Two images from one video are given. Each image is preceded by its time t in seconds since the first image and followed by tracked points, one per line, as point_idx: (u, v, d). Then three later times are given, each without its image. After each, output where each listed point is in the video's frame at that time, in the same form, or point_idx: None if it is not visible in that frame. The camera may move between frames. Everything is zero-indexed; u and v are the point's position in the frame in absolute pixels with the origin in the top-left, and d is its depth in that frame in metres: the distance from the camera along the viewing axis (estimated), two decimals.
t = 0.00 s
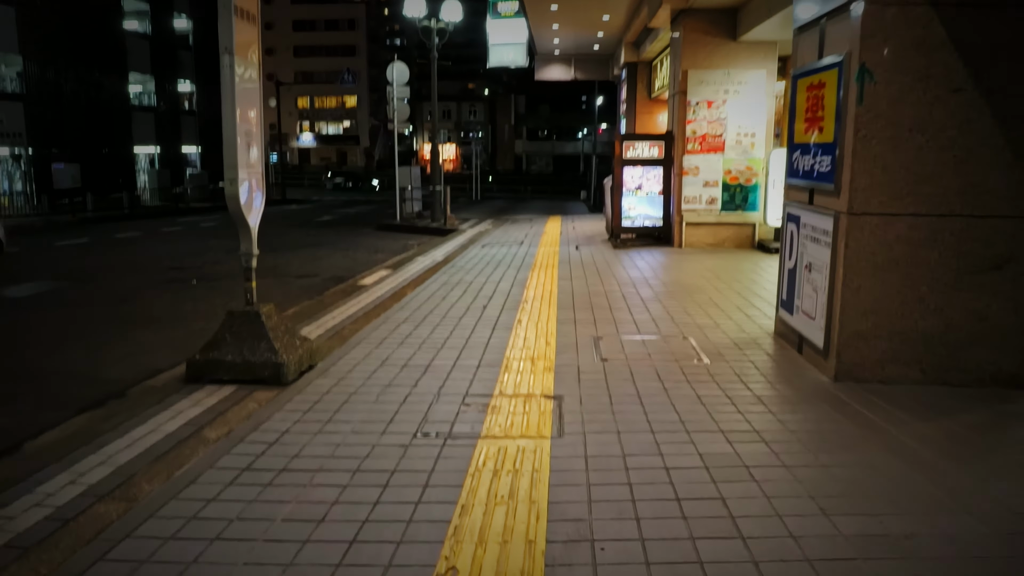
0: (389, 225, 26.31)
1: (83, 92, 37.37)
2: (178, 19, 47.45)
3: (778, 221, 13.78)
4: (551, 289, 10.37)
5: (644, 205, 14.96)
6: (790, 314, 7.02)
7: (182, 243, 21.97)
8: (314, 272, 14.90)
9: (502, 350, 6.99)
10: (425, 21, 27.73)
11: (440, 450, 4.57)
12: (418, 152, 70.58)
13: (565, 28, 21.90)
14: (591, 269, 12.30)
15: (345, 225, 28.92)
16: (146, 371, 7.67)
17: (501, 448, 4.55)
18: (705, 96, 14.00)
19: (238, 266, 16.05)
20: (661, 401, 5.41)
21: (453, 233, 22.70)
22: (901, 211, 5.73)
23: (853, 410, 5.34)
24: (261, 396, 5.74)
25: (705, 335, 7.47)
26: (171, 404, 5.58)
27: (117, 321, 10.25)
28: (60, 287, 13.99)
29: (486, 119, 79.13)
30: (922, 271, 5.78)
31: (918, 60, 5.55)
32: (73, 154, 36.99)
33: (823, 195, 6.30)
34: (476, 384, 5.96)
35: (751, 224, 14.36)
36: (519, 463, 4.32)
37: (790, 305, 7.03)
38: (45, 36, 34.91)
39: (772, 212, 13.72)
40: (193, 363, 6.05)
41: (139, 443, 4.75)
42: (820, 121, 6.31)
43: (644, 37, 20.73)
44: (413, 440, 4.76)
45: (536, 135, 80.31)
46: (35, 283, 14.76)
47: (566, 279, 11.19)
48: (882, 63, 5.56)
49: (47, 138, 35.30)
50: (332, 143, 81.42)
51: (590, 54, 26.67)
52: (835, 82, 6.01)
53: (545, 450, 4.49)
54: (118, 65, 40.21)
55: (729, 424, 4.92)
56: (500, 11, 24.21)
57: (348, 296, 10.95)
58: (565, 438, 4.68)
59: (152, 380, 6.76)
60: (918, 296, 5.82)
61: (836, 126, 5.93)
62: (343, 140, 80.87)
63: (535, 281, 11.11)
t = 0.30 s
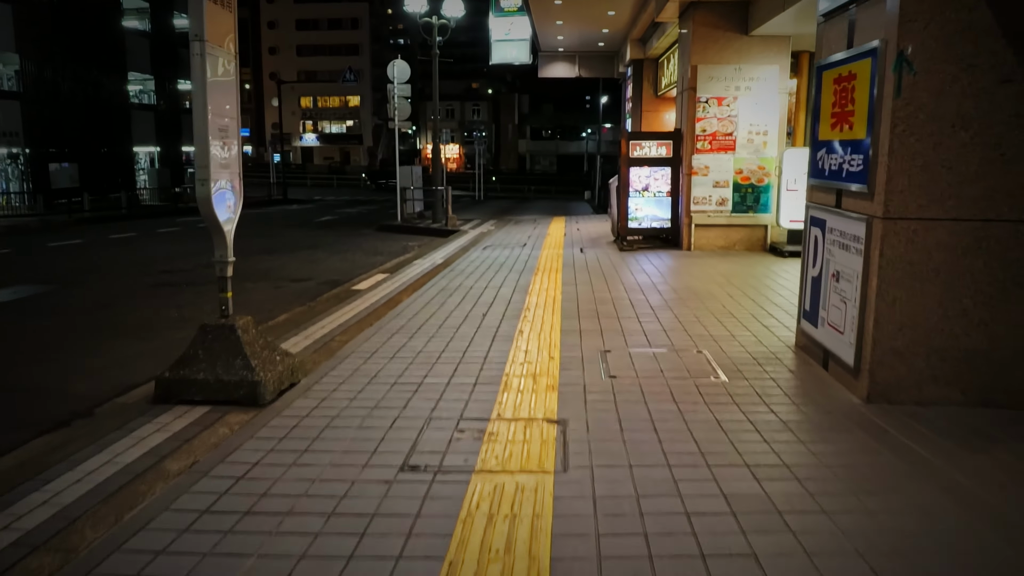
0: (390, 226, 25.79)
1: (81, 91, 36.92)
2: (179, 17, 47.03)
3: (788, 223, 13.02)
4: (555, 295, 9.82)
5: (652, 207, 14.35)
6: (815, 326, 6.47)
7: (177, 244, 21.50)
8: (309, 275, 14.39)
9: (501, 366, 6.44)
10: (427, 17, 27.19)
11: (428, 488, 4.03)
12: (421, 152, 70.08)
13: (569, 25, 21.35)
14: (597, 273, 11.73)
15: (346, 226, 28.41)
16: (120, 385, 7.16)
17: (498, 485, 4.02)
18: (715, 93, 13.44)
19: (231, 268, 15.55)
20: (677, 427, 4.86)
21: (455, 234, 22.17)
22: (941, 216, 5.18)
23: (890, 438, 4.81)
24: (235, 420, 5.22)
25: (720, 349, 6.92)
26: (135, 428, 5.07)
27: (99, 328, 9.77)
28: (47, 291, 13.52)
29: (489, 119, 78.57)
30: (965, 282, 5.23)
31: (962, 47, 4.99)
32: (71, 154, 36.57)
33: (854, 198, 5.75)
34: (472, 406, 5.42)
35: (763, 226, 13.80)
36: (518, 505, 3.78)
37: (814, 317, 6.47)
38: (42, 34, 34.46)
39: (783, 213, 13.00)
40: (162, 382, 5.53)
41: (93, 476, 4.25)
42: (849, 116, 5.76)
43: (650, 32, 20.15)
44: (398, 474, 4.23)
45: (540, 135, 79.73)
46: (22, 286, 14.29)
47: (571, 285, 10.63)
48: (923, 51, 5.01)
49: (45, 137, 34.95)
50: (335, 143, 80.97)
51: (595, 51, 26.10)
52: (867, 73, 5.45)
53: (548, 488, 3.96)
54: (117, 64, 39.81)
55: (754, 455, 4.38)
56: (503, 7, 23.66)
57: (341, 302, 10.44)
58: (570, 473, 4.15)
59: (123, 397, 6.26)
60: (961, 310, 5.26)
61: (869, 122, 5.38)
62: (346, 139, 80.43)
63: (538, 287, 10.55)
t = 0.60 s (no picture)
0: (390, 226, 25.24)
1: (78, 89, 36.40)
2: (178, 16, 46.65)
3: (804, 225, 12.58)
4: (557, 302, 9.23)
5: (659, 208, 13.78)
6: (844, 343, 5.88)
7: (171, 245, 20.96)
8: (302, 279, 13.82)
9: (498, 386, 5.85)
10: (427, 14, 26.65)
11: (408, 542, 3.46)
12: (423, 151, 69.54)
13: (573, 21, 20.79)
14: (602, 278, 11.14)
15: (345, 227, 27.84)
16: (85, 405, 6.60)
17: (490, 539, 3.45)
18: (726, 89, 12.85)
19: (222, 271, 14.99)
20: (696, 464, 4.27)
21: (455, 235, 21.61)
22: (993, 222, 4.59)
23: (939, 475, 4.22)
24: (198, 450, 4.65)
25: (737, 365, 6.34)
26: (83, 461, 4.50)
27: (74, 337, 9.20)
28: (27, 296, 12.96)
29: (492, 118, 78.00)
30: (1019, 297, 4.64)
31: (1018, 31, 4.41)
32: (68, 153, 36.05)
33: (892, 201, 5.12)
34: (464, 435, 4.82)
35: (776, 228, 13.18)
36: (514, 567, 3.20)
37: (844, 332, 5.87)
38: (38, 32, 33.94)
39: (798, 216, 12.55)
40: (118, 406, 4.95)
41: (25, 522, 3.70)
42: (885, 110, 5.17)
43: (656, 28, 19.57)
44: (375, 524, 3.65)
45: (543, 135, 79.17)
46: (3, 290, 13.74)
47: (575, 291, 10.05)
48: (974, 34, 4.42)
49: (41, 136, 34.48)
50: (337, 142, 80.49)
51: (599, 48, 25.52)
52: (908, 61, 4.86)
53: (548, 543, 3.39)
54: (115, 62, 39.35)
55: (786, 501, 3.80)
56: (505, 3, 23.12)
57: (331, 309, 9.85)
58: (574, 523, 3.57)
59: (82, 420, 5.69)
60: (1015, 328, 4.66)
61: (911, 115, 4.77)
62: (349, 138, 79.91)
63: (540, 293, 9.97)
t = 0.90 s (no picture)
0: (389, 227, 24.65)
1: (74, 88, 35.87)
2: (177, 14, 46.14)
3: (819, 227, 12.01)
4: (559, 311, 8.63)
5: (666, 209, 13.21)
6: (878, 362, 5.28)
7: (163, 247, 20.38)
8: (293, 283, 13.24)
9: (493, 410, 5.26)
10: (427, 11, 26.07)
11: None
12: (425, 151, 69.02)
13: (576, 16, 20.20)
14: (608, 284, 10.52)
15: (343, 228, 27.27)
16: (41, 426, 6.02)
17: None
18: (737, 85, 12.24)
19: (212, 274, 14.41)
20: (720, 512, 3.67)
21: (455, 237, 21.03)
22: None
23: (1002, 524, 3.63)
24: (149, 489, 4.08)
25: (757, 386, 5.74)
26: (15, 502, 3.93)
27: (44, 347, 8.63)
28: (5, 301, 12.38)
29: (495, 117, 77.49)
30: None
31: None
32: (64, 152, 35.53)
33: (938, 205, 4.53)
34: (452, 472, 4.23)
35: (788, 230, 12.59)
36: None
37: (878, 350, 5.28)
38: (34, 30, 33.41)
39: (813, 218, 11.99)
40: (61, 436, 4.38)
41: None
42: (929, 102, 4.58)
43: (662, 23, 18.97)
44: None
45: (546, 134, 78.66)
46: None
47: (578, 298, 9.44)
48: None
49: (37, 135, 33.93)
50: (339, 142, 79.96)
51: (603, 45, 24.93)
52: (958, 45, 4.27)
53: None
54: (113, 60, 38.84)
55: (829, 563, 3.21)
56: None
57: (318, 318, 9.28)
58: None
59: (29, 446, 5.12)
60: None
61: (963, 107, 4.18)
62: (351, 138, 79.39)
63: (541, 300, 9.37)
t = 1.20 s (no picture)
0: (389, 229, 24.15)
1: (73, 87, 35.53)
2: (177, 12, 45.73)
3: (836, 230, 11.47)
4: (564, 321, 8.10)
5: (675, 211, 12.66)
6: (922, 385, 4.74)
7: (157, 248, 19.88)
8: (287, 287, 12.74)
9: (492, 437, 4.73)
10: (428, 7, 25.54)
11: None
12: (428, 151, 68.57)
13: (581, 13, 19.65)
14: (615, 290, 9.99)
15: (343, 229, 26.77)
16: None
17: None
18: (750, 81, 11.70)
19: (204, 278, 13.91)
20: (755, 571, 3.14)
21: (457, 238, 20.51)
22: None
23: None
24: (96, 536, 3.56)
25: (782, 408, 5.20)
26: None
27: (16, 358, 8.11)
28: None
29: (499, 117, 77.01)
30: None
31: None
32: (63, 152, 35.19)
33: (997, 210, 3.99)
34: (444, 516, 3.70)
35: (804, 233, 12.03)
36: None
37: (922, 372, 4.74)
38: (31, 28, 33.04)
39: (829, 221, 11.46)
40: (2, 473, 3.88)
41: None
42: (986, 94, 4.04)
43: (670, 19, 18.41)
44: None
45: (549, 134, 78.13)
46: None
47: (584, 306, 8.91)
48: None
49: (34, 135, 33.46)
50: (342, 142, 79.53)
51: (608, 42, 24.37)
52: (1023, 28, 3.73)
53: None
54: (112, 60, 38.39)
55: None
56: None
57: (309, 326, 8.77)
58: None
59: None
60: None
61: None
62: (353, 138, 78.97)
63: (545, 309, 8.84)
